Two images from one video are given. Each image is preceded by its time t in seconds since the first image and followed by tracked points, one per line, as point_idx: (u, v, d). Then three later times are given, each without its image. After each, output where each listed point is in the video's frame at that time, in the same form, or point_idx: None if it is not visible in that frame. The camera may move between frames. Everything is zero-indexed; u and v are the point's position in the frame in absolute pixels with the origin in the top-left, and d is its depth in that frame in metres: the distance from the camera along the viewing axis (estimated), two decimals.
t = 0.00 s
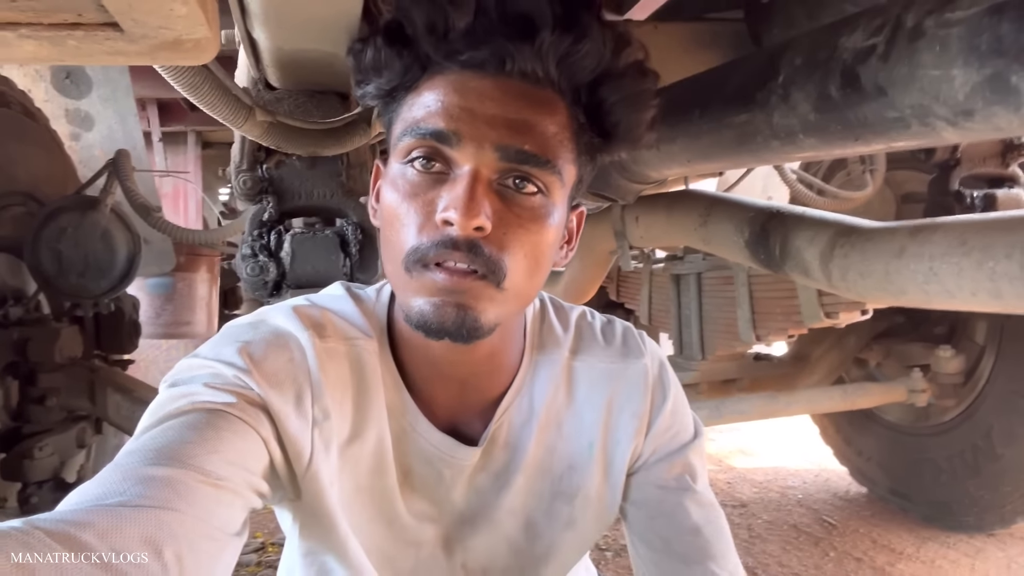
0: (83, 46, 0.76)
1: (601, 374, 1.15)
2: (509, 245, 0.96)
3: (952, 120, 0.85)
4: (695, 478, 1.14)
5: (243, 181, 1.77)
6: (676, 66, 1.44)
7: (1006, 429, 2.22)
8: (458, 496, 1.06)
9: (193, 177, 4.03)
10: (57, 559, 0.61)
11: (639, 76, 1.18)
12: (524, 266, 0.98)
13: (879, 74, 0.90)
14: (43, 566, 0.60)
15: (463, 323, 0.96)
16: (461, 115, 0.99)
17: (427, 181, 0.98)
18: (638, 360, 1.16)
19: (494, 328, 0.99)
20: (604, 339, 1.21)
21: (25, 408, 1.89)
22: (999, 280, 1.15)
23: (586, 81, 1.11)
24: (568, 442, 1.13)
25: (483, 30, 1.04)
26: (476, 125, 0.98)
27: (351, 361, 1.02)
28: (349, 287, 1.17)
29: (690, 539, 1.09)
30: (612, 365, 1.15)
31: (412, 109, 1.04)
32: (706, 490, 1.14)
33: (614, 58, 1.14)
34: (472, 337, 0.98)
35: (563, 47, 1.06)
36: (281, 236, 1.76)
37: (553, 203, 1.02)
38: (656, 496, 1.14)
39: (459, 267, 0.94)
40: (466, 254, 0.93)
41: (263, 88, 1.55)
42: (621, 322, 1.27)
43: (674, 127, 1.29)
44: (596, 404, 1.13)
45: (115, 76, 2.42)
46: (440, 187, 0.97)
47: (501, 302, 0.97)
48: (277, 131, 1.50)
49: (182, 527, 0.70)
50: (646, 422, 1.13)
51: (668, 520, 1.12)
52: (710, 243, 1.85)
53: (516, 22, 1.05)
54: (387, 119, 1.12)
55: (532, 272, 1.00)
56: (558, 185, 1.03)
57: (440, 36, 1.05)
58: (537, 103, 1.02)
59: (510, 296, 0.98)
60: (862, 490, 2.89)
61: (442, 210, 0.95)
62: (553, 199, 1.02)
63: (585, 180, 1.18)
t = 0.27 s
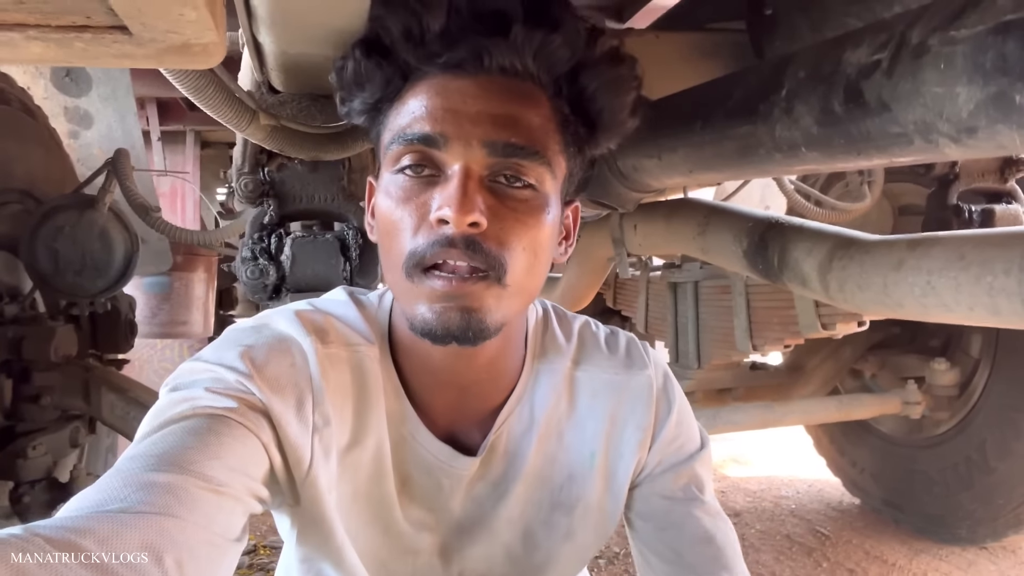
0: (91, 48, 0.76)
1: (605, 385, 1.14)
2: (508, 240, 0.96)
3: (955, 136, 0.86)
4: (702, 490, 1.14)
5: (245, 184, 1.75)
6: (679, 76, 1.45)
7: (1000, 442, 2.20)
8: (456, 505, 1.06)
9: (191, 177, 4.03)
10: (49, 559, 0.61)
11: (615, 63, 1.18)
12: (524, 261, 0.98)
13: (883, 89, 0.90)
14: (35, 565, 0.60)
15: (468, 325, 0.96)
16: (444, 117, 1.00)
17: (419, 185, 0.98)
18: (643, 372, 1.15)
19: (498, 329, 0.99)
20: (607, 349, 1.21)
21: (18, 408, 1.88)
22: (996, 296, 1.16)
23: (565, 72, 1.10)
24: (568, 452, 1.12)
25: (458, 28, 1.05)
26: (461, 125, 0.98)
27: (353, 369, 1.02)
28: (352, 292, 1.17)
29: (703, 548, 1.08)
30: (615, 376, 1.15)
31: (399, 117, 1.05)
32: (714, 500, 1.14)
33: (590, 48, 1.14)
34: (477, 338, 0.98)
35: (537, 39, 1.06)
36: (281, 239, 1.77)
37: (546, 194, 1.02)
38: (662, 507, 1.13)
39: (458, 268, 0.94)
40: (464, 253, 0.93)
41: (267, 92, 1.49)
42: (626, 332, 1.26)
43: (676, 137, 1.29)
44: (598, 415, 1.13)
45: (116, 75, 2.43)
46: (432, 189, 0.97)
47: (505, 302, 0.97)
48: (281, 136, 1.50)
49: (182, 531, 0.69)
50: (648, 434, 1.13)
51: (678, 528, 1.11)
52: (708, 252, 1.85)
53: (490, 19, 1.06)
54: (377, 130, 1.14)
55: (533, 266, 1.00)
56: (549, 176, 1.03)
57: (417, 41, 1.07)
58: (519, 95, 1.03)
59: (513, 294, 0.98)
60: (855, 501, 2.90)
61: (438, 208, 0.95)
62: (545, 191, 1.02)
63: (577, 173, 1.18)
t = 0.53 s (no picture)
0: (101, 45, 0.75)
1: (599, 380, 1.14)
2: (508, 245, 0.95)
3: (963, 145, 0.85)
4: (702, 474, 1.11)
5: (250, 183, 1.76)
6: (685, 82, 1.45)
7: (1001, 453, 2.20)
8: (456, 506, 1.06)
9: (195, 176, 4.03)
10: (48, 559, 0.60)
11: (634, 80, 1.19)
12: (522, 267, 0.98)
13: (891, 97, 0.90)
14: (33, 566, 0.60)
15: (463, 325, 0.96)
16: (457, 117, 0.99)
17: (427, 184, 0.98)
18: (635, 365, 1.16)
19: (493, 332, 0.99)
20: (602, 346, 1.21)
21: (19, 404, 1.87)
22: (1001, 306, 1.15)
23: (583, 82, 1.12)
24: (565, 451, 1.12)
25: (483, 30, 1.07)
26: (473, 127, 0.98)
27: (351, 369, 1.02)
28: (351, 293, 1.17)
29: (706, 530, 1.04)
30: (609, 372, 1.15)
31: (411, 113, 1.05)
32: (717, 485, 1.11)
33: (610, 61, 1.16)
34: (471, 340, 0.97)
35: (558, 49, 1.08)
36: (286, 239, 1.76)
37: (551, 203, 1.02)
38: (662, 493, 1.11)
39: (460, 271, 0.94)
40: (465, 257, 0.93)
41: (273, 91, 1.48)
42: (620, 329, 1.27)
43: (683, 142, 1.29)
44: (594, 410, 1.12)
45: (122, 73, 2.44)
46: (439, 189, 0.97)
47: (500, 306, 0.97)
48: (288, 136, 1.51)
49: (179, 531, 0.69)
50: (644, 426, 1.12)
51: (678, 511, 1.08)
52: (712, 259, 1.84)
53: (513, 23, 1.08)
54: (387, 124, 1.14)
55: (531, 275, 1.00)
56: (556, 185, 1.03)
57: (439, 38, 1.08)
58: (534, 102, 1.04)
59: (509, 299, 0.98)
60: (855, 509, 2.89)
61: (442, 210, 0.95)
62: (550, 199, 1.02)
63: (583, 183, 1.18)
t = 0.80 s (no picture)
0: (96, 46, 0.76)
1: (598, 378, 1.15)
2: (503, 255, 0.96)
3: (950, 141, 0.87)
4: (701, 475, 1.11)
5: (244, 184, 1.76)
6: (676, 81, 1.46)
7: (993, 448, 2.23)
8: (453, 503, 1.06)
9: (187, 180, 4.03)
10: (52, 559, 0.60)
11: (622, 74, 1.18)
12: (519, 274, 0.99)
13: (879, 94, 0.91)
14: (38, 565, 0.60)
15: (463, 333, 0.98)
16: (445, 130, 0.99)
17: (418, 197, 0.98)
18: (633, 364, 1.16)
19: (493, 335, 1.01)
20: (600, 344, 1.21)
21: (13, 409, 1.87)
22: (990, 301, 1.17)
23: (570, 83, 1.11)
24: (563, 449, 1.13)
25: (465, 42, 1.03)
26: (462, 140, 0.98)
27: (350, 368, 1.02)
28: (348, 292, 1.18)
29: (702, 533, 1.05)
30: (607, 371, 1.16)
31: (398, 125, 1.05)
32: (716, 484, 1.11)
33: (597, 57, 1.15)
34: (473, 346, 0.99)
35: (543, 54, 1.06)
36: (281, 240, 1.77)
37: (544, 208, 1.02)
38: (660, 492, 1.12)
39: (453, 280, 0.95)
40: (459, 267, 0.94)
41: (267, 94, 1.51)
42: (618, 327, 1.27)
43: (675, 141, 1.30)
44: (592, 407, 1.13)
45: (114, 77, 2.44)
46: (431, 201, 0.98)
47: (500, 311, 0.98)
48: (282, 137, 1.51)
49: (180, 529, 0.70)
50: (642, 426, 1.13)
51: (675, 511, 1.08)
52: (705, 258, 1.86)
53: (496, 32, 1.05)
54: (376, 132, 1.13)
55: (528, 278, 1.01)
56: (549, 191, 1.03)
57: (422, 53, 1.04)
58: (521, 110, 1.03)
59: (509, 304, 0.99)
60: (849, 507, 2.91)
61: (435, 222, 0.96)
62: (544, 204, 1.02)
63: (575, 178, 1.19)
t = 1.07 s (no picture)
0: (88, 50, 0.76)
1: (600, 379, 1.15)
2: (515, 256, 0.97)
3: (947, 136, 0.86)
4: (717, 459, 1.12)
5: (243, 188, 1.77)
6: (676, 80, 1.46)
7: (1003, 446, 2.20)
8: (457, 505, 1.06)
9: (194, 184, 4.05)
10: (47, 559, 0.61)
11: (614, 69, 1.19)
12: (528, 274, 0.99)
13: (875, 89, 0.91)
14: (33, 566, 0.60)
15: (483, 344, 0.99)
16: (450, 137, 0.99)
17: (426, 205, 0.98)
18: (634, 363, 1.16)
19: (508, 340, 1.01)
20: (600, 345, 1.21)
21: (19, 413, 1.89)
22: (994, 297, 1.16)
23: (565, 81, 1.11)
24: (567, 450, 1.12)
25: (464, 50, 1.02)
26: (467, 144, 0.98)
27: (351, 371, 1.03)
28: (350, 295, 1.18)
29: (727, 517, 1.06)
30: (609, 370, 1.15)
31: (396, 135, 1.04)
32: (733, 465, 1.11)
33: (588, 52, 1.15)
34: (492, 354, 1.00)
35: (541, 54, 1.06)
36: (281, 243, 1.78)
37: (549, 207, 1.03)
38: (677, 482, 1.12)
39: (468, 290, 0.95)
40: (475, 275, 0.94)
41: (265, 96, 1.49)
42: (617, 328, 1.27)
43: (674, 140, 1.30)
44: (594, 409, 1.13)
45: (119, 82, 2.44)
46: (440, 208, 0.97)
47: (513, 315, 0.99)
48: (278, 139, 1.52)
49: (178, 531, 0.70)
50: (647, 426, 1.12)
51: (696, 500, 1.09)
52: (708, 257, 1.85)
53: (495, 38, 1.04)
54: (371, 143, 1.12)
55: (536, 277, 1.01)
56: (552, 189, 1.04)
57: (420, 62, 1.03)
58: (521, 110, 1.03)
59: (521, 305, 0.99)
60: (858, 506, 2.89)
61: (447, 230, 0.95)
62: (548, 202, 1.03)
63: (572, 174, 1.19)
